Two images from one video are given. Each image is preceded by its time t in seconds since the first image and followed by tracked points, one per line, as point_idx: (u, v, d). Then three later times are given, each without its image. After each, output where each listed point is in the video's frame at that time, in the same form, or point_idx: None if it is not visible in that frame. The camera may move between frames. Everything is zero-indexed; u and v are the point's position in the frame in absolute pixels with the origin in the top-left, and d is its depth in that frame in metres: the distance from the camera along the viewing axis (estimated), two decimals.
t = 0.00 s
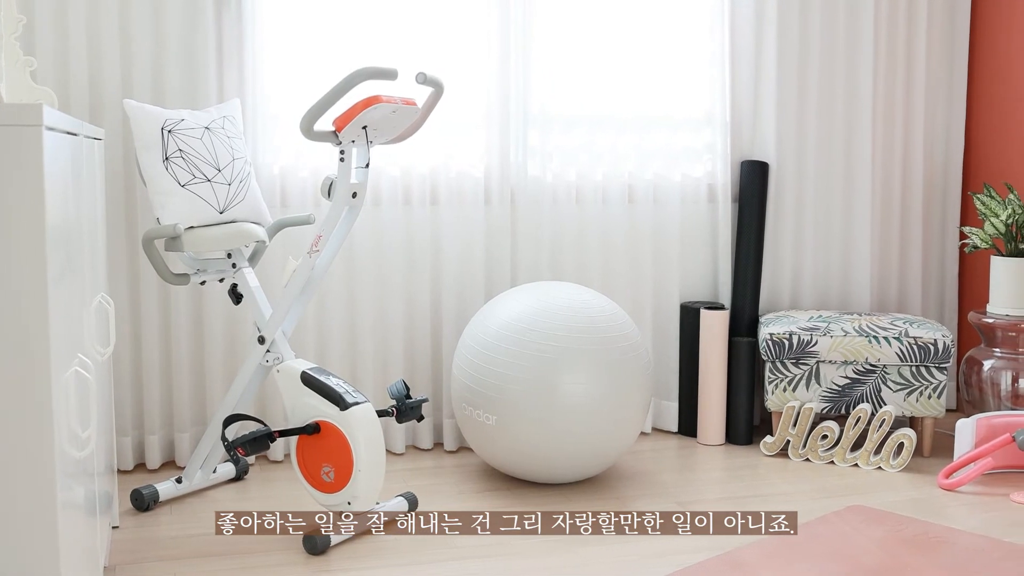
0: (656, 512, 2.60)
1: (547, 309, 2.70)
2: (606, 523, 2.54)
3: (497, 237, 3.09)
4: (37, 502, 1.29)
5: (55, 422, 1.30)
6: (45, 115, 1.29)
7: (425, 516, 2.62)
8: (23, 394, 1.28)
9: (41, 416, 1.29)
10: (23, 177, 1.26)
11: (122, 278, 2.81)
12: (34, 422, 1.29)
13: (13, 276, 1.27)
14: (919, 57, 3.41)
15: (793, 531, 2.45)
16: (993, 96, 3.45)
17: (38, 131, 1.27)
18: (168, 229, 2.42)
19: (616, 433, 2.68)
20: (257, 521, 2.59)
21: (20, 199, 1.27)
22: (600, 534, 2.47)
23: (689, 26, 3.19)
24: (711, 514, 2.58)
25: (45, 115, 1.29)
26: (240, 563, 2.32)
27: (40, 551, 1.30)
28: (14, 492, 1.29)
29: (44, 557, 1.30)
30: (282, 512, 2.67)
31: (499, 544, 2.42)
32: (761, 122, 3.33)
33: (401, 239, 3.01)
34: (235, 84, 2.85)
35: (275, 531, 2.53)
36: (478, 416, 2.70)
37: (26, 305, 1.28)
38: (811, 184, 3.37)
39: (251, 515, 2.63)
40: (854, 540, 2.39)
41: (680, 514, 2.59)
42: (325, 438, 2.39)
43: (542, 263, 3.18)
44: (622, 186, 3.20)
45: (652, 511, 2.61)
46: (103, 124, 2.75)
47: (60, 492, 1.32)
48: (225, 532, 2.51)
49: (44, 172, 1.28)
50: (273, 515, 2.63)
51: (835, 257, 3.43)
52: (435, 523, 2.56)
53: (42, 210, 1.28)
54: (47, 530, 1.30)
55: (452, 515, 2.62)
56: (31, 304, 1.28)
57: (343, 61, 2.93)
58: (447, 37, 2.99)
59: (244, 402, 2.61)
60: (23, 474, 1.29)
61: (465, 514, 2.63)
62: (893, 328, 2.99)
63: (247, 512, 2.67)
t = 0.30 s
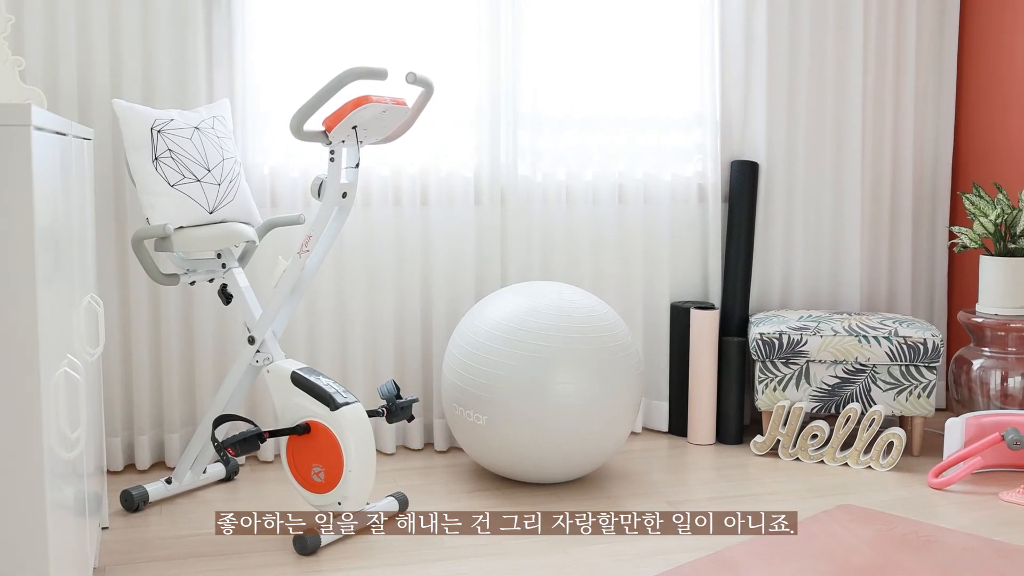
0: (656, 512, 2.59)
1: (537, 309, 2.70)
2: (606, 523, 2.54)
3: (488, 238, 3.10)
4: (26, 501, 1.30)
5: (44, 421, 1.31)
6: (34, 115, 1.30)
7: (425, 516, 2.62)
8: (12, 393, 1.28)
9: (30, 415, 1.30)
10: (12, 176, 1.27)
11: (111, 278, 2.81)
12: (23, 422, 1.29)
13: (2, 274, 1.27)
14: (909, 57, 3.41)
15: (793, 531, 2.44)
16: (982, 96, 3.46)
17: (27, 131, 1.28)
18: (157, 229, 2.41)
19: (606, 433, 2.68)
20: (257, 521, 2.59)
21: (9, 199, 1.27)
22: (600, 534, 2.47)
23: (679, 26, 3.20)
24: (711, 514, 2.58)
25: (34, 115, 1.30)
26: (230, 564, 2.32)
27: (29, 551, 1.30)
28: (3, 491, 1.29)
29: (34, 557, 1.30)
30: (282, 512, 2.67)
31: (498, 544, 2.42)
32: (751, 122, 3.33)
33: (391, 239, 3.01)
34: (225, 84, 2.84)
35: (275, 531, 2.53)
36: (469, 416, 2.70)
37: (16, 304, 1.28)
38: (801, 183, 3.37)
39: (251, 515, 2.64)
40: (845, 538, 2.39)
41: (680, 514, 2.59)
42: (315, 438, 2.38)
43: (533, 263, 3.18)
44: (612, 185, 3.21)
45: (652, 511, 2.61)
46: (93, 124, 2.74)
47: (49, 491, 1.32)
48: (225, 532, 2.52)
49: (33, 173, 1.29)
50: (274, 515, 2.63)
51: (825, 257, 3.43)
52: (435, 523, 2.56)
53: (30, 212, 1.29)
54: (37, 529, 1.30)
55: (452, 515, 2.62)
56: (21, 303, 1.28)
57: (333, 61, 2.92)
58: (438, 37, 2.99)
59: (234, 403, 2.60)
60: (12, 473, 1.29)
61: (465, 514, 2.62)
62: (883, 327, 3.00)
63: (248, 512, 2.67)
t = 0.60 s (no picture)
0: (655, 512, 2.59)
1: (528, 308, 2.70)
2: (606, 523, 2.53)
3: (478, 238, 3.10)
4: (15, 502, 1.29)
5: (32, 421, 1.31)
6: (22, 114, 1.30)
7: (425, 516, 2.62)
8: None
9: (18, 415, 1.29)
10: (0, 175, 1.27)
11: (100, 278, 2.80)
12: (11, 422, 1.29)
13: None
14: (898, 57, 3.42)
15: (793, 531, 2.44)
16: (971, 96, 3.47)
17: (14, 130, 1.28)
18: (147, 229, 2.40)
19: (596, 433, 2.68)
20: (257, 521, 2.59)
21: None
22: (600, 534, 2.47)
23: (669, 27, 3.20)
24: (711, 514, 2.58)
25: (21, 114, 1.30)
26: (220, 564, 2.31)
27: (17, 551, 1.30)
28: None
29: (22, 557, 1.30)
30: (282, 512, 2.67)
31: (498, 544, 2.42)
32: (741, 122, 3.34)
33: (381, 239, 3.01)
34: (214, 84, 2.84)
35: (275, 531, 2.53)
36: (459, 416, 2.70)
37: (4, 304, 1.28)
38: (791, 183, 3.38)
39: (251, 515, 2.64)
40: (835, 537, 2.40)
41: (680, 514, 2.58)
42: (305, 438, 2.38)
43: (523, 263, 3.18)
44: (602, 185, 3.21)
45: (651, 511, 2.60)
46: (81, 123, 2.73)
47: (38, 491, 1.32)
48: (225, 532, 2.51)
49: (21, 175, 1.29)
50: (273, 515, 2.64)
51: (815, 256, 3.44)
52: (435, 523, 2.56)
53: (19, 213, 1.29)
54: (25, 530, 1.30)
55: (452, 515, 2.62)
56: (9, 302, 1.28)
57: (323, 61, 2.92)
58: (428, 37, 2.99)
59: (224, 403, 2.60)
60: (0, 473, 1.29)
61: (465, 514, 2.62)
62: (872, 326, 3.01)
63: (248, 511, 2.67)
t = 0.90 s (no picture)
0: (655, 512, 2.59)
1: (517, 308, 2.70)
2: (606, 523, 2.53)
3: (467, 237, 3.10)
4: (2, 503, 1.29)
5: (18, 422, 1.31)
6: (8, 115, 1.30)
7: (425, 516, 2.61)
8: None
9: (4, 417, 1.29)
10: None
11: (88, 279, 2.79)
12: None
13: None
14: (887, 57, 3.43)
15: (792, 531, 2.44)
16: (959, 96, 3.48)
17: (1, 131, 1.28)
18: (135, 230, 2.40)
19: (586, 433, 2.68)
20: (257, 521, 2.59)
21: None
22: (600, 534, 2.46)
23: (658, 26, 3.21)
24: (711, 514, 2.57)
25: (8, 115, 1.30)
26: (208, 565, 2.31)
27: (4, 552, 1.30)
28: None
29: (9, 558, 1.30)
30: (282, 512, 2.67)
31: (498, 544, 2.42)
32: (730, 121, 3.34)
33: (370, 239, 3.00)
34: (202, 83, 2.83)
35: (275, 531, 2.53)
36: (448, 416, 2.70)
37: None
38: (780, 183, 3.38)
39: (251, 515, 2.64)
40: (826, 536, 2.40)
41: (680, 514, 2.58)
42: (294, 438, 2.38)
43: (512, 263, 3.18)
44: (591, 185, 3.21)
45: (652, 511, 2.60)
46: (69, 123, 2.72)
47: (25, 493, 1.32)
48: (225, 532, 2.52)
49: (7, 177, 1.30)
50: (273, 515, 2.64)
51: (803, 256, 3.45)
52: (435, 523, 2.56)
53: (3, 216, 1.30)
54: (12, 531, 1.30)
55: (452, 515, 2.61)
56: None
57: (311, 61, 2.91)
58: (417, 37, 2.99)
59: (212, 404, 2.59)
60: None
61: (465, 514, 2.62)
62: (861, 325, 3.02)
63: (248, 512, 2.67)
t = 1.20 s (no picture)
0: (656, 512, 2.58)
1: (506, 308, 2.70)
2: (606, 523, 2.53)
3: (457, 237, 3.10)
4: None
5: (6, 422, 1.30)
6: None
7: (425, 516, 2.61)
8: None
9: None
10: None
11: (77, 279, 2.78)
12: None
13: None
14: (876, 57, 3.45)
15: (793, 531, 2.43)
16: (947, 96, 3.49)
17: None
18: (123, 230, 2.40)
19: (575, 433, 2.69)
20: (257, 521, 2.59)
21: None
22: (600, 534, 2.46)
23: (648, 26, 3.21)
24: (711, 514, 2.57)
25: None
26: (197, 565, 2.30)
27: None
28: None
29: None
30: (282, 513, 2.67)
31: (500, 545, 2.41)
32: (719, 121, 3.35)
33: (359, 239, 3.00)
34: (191, 83, 2.82)
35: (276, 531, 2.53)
36: (438, 416, 2.70)
37: None
38: (768, 183, 3.39)
39: (251, 515, 2.64)
40: (815, 535, 2.41)
41: (681, 514, 2.57)
42: (284, 439, 2.37)
43: (502, 263, 3.18)
44: (581, 185, 3.22)
45: (652, 511, 2.59)
46: (57, 123, 2.72)
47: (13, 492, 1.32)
48: (225, 532, 2.51)
49: None
50: (274, 515, 2.63)
51: (793, 256, 3.45)
52: (435, 523, 2.55)
53: None
54: None
55: (452, 515, 2.61)
56: None
57: (300, 61, 2.91)
58: (407, 36, 2.99)
59: (201, 405, 2.58)
60: None
61: (465, 514, 2.61)
62: (850, 325, 3.02)
63: (248, 512, 2.67)
